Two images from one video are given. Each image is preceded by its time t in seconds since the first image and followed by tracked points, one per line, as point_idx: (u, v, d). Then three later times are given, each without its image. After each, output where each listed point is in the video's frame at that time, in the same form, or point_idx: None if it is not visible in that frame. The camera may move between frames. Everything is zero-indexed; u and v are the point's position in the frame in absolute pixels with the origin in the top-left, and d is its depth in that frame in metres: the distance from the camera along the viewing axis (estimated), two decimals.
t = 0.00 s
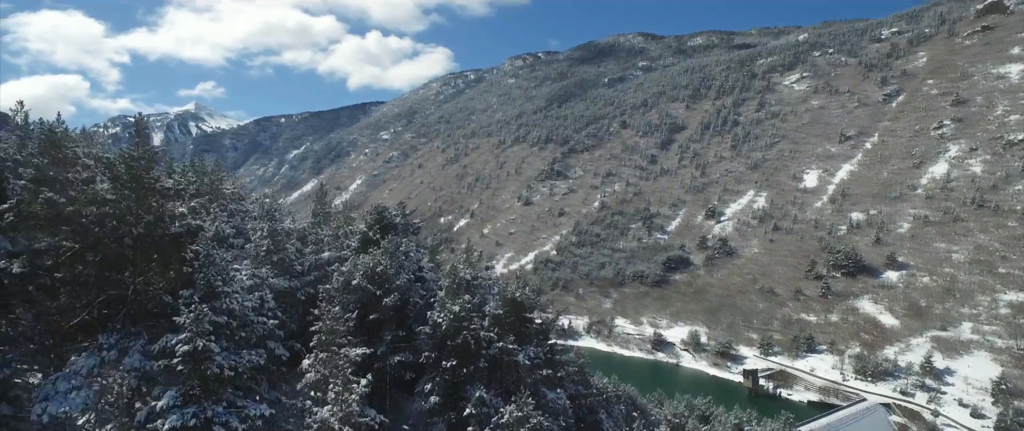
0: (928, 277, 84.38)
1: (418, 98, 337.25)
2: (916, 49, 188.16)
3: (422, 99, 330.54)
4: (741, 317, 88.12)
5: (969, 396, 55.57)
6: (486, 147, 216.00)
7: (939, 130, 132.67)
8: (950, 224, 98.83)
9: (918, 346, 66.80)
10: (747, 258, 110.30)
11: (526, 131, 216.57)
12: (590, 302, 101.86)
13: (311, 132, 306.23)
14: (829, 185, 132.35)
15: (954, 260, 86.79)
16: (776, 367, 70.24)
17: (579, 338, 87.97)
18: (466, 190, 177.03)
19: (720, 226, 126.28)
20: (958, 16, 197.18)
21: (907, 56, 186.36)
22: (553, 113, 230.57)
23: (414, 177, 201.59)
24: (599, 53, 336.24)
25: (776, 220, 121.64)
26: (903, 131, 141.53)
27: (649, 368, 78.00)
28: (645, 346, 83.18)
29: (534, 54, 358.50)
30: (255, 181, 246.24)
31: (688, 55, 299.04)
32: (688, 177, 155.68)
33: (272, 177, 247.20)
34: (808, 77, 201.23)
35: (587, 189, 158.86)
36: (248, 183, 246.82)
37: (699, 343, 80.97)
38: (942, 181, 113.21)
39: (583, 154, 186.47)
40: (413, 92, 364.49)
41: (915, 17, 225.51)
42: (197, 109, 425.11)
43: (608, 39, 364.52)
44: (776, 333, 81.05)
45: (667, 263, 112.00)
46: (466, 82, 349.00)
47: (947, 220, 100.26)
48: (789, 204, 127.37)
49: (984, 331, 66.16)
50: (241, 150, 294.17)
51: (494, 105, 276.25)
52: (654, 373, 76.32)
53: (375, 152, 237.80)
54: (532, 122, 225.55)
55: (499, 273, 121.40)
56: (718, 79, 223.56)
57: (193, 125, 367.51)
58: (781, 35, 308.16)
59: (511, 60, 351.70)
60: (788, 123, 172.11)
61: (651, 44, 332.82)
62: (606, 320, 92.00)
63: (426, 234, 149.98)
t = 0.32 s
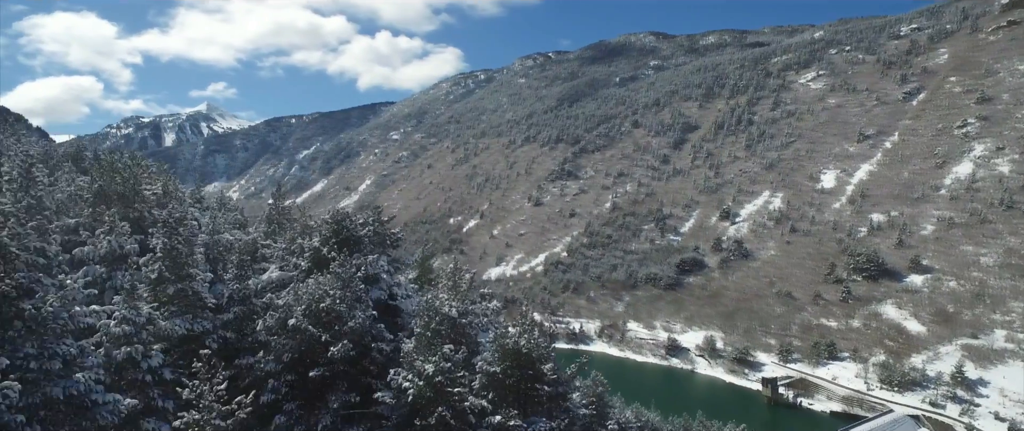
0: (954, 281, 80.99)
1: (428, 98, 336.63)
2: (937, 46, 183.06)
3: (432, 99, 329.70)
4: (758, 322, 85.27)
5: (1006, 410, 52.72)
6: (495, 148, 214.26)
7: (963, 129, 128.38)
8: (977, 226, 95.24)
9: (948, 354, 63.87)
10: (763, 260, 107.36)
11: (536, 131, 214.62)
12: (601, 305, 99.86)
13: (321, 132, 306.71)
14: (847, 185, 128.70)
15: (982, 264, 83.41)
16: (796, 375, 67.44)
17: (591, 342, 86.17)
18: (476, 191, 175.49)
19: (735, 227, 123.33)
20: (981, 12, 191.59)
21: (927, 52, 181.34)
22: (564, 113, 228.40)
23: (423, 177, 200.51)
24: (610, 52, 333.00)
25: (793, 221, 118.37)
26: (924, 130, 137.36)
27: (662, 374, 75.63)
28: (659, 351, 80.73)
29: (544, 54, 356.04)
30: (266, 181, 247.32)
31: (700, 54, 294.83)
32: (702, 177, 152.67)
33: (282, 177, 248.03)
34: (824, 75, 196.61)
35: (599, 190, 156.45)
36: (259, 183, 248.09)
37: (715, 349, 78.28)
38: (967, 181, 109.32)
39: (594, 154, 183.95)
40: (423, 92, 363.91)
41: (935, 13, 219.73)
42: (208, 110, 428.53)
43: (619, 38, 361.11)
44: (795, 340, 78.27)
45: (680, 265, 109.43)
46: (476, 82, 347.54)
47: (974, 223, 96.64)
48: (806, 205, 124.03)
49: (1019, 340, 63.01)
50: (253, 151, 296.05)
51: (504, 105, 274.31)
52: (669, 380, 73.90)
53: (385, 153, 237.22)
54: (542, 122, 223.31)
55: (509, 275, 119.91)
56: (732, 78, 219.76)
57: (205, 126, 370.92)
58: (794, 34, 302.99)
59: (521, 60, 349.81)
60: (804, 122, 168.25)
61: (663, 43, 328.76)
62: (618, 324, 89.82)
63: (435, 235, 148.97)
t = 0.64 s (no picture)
0: (984, 286, 77.45)
1: (439, 98, 335.73)
2: (961, 42, 177.64)
3: (442, 99, 328.79)
4: (776, 326, 82.33)
5: None
6: (506, 147, 212.42)
7: (989, 127, 123.88)
8: (1006, 229, 91.41)
9: (982, 363, 61.00)
10: (781, 263, 104.27)
11: (547, 131, 212.40)
12: (614, 308, 97.53)
13: (331, 132, 306.85)
14: (867, 186, 124.88)
15: (1013, 268, 79.81)
16: (819, 384, 64.71)
17: (603, 347, 83.85)
18: (486, 192, 173.89)
19: (751, 229, 120.17)
20: (1006, 6, 185.53)
21: (950, 49, 176.10)
22: (576, 112, 225.97)
23: (433, 177, 199.26)
24: (621, 52, 329.63)
25: (811, 223, 114.94)
26: (948, 128, 132.88)
27: (678, 381, 73.14)
28: (673, 357, 78.21)
29: (555, 53, 353.40)
30: (276, 181, 248.34)
31: (714, 52, 290.48)
32: (717, 177, 149.67)
33: (293, 178, 248.75)
34: (843, 72, 191.76)
35: (611, 190, 153.87)
36: (270, 183, 249.06)
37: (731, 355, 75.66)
38: (994, 181, 105.30)
39: (606, 153, 181.26)
40: (433, 92, 363.01)
41: (958, 9, 213.36)
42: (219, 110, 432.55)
43: (631, 38, 357.44)
44: (816, 346, 75.28)
45: (695, 268, 106.64)
46: (486, 81, 345.82)
47: (1003, 225, 92.78)
48: (825, 206, 120.51)
49: None
50: (265, 151, 297.59)
51: (515, 104, 272.23)
52: (685, 386, 71.47)
53: (395, 153, 236.65)
54: (553, 121, 220.98)
55: (519, 277, 118.07)
56: (746, 76, 215.66)
57: (217, 127, 373.99)
58: (810, 31, 297.22)
59: (532, 59, 347.32)
60: (822, 121, 164.04)
61: (676, 41, 324.30)
62: (631, 328, 87.42)
63: (445, 236, 147.72)
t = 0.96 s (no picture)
0: (1017, 292, 73.92)
1: (450, 98, 334.57)
2: (986, 37, 171.97)
3: (453, 99, 327.80)
4: (795, 332, 79.38)
5: None
6: (517, 147, 210.50)
7: (1017, 125, 119.25)
8: None
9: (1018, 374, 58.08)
10: (799, 266, 101.08)
11: (558, 130, 210.03)
12: (627, 312, 95.19)
13: (342, 132, 307.25)
14: (889, 186, 120.90)
15: None
16: (843, 394, 62.06)
17: (615, 352, 81.57)
18: (496, 192, 172.22)
19: (768, 230, 116.85)
20: None
21: (975, 45, 170.60)
22: (588, 112, 223.34)
23: (443, 178, 198.06)
24: (633, 50, 325.81)
25: (831, 224, 111.43)
26: (973, 127, 128.35)
27: (692, 388, 70.66)
28: (689, 363, 75.69)
29: (566, 52, 350.50)
30: (288, 182, 249.41)
31: (728, 51, 285.75)
32: (732, 177, 146.52)
33: (304, 178, 249.55)
34: (862, 70, 186.69)
35: (623, 190, 151.23)
36: (281, 183, 250.21)
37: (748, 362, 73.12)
38: None
39: (618, 153, 178.51)
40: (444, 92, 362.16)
41: (983, 3, 206.71)
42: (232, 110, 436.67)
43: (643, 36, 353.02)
44: (839, 353, 72.13)
45: (710, 270, 103.84)
46: (498, 81, 343.79)
47: None
48: (845, 207, 116.76)
49: None
50: (276, 151, 298.99)
51: (526, 104, 270.02)
52: (700, 394, 68.94)
53: (406, 153, 236.02)
54: (565, 121, 218.55)
55: (530, 279, 116.07)
56: (762, 74, 211.29)
57: (231, 127, 377.32)
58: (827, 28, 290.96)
59: (544, 58, 344.40)
60: (841, 119, 159.62)
61: (689, 40, 319.89)
62: (645, 332, 84.93)
63: (455, 237, 146.20)
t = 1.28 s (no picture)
0: None
1: (459, 98, 333.30)
2: (1011, 34, 166.35)
3: (463, 99, 326.39)
4: (815, 338, 76.54)
5: None
6: (527, 147, 208.41)
7: None
8: None
9: None
10: (817, 269, 98.05)
11: (568, 130, 207.52)
12: (639, 316, 92.98)
13: (352, 132, 307.44)
14: (910, 187, 117.08)
15: None
16: (866, 405, 59.46)
17: (627, 357, 79.34)
18: (505, 193, 170.36)
19: (783, 233, 113.76)
20: None
21: (999, 41, 165.07)
22: (599, 111, 220.49)
23: (453, 178, 196.70)
24: (645, 49, 321.83)
25: (849, 226, 108.17)
26: (998, 126, 123.96)
27: (707, 396, 68.26)
28: (703, 370, 73.26)
29: (577, 52, 347.32)
30: (298, 182, 249.93)
31: (741, 50, 280.81)
32: (746, 178, 143.32)
33: (314, 178, 249.78)
34: (880, 67, 181.79)
35: (635, 191, 148.66)
36: (291, 183, 250.71)
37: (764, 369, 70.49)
38: None
39: (629, 153, 175.79)
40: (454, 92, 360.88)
41: None
42: (243, 110, 440.11)
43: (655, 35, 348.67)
44: (861, 361, 69.32)
45: (724, 274, 101.30)
46: (508, 81, 341.69)
47: None
48: (863, 209, 113.24)
49: None
50: (287, 151, 299.82)
51: (536, 104, 267.75)
52: (713, 402, 66.63)
53: (416, 153, 235.05)
54: (575, 120, 216.07)
55: (540, 281, 114.22)
56: (777, 73, 206.96)
57: (242, 127, 379.91)
58: (843, 26, 284.65)
59: (554, 58, 341.56)
60: (859, 119, 155.37)
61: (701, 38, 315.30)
62: (657, 338, 82.58)
63: (464, 237, 144.66)
